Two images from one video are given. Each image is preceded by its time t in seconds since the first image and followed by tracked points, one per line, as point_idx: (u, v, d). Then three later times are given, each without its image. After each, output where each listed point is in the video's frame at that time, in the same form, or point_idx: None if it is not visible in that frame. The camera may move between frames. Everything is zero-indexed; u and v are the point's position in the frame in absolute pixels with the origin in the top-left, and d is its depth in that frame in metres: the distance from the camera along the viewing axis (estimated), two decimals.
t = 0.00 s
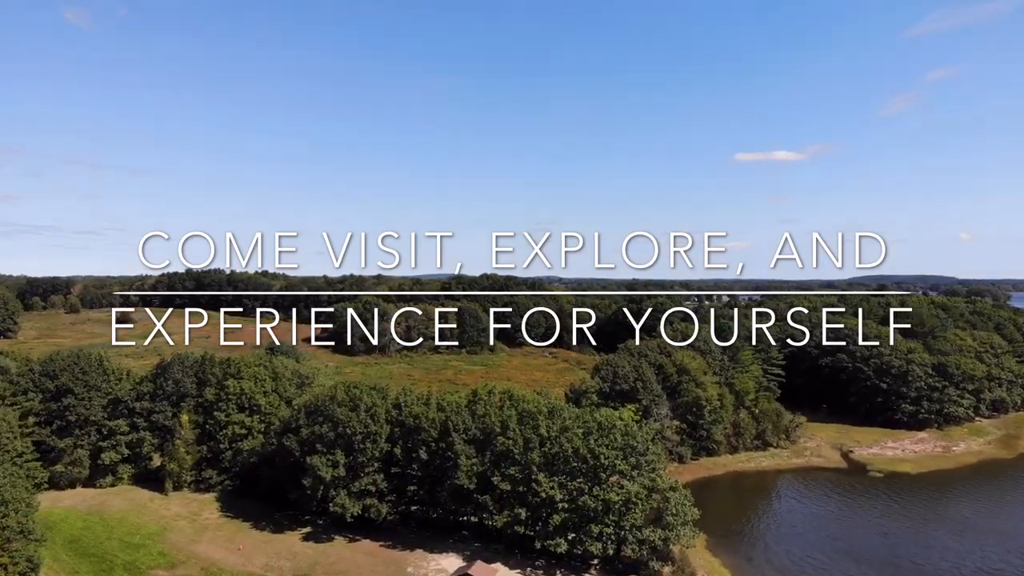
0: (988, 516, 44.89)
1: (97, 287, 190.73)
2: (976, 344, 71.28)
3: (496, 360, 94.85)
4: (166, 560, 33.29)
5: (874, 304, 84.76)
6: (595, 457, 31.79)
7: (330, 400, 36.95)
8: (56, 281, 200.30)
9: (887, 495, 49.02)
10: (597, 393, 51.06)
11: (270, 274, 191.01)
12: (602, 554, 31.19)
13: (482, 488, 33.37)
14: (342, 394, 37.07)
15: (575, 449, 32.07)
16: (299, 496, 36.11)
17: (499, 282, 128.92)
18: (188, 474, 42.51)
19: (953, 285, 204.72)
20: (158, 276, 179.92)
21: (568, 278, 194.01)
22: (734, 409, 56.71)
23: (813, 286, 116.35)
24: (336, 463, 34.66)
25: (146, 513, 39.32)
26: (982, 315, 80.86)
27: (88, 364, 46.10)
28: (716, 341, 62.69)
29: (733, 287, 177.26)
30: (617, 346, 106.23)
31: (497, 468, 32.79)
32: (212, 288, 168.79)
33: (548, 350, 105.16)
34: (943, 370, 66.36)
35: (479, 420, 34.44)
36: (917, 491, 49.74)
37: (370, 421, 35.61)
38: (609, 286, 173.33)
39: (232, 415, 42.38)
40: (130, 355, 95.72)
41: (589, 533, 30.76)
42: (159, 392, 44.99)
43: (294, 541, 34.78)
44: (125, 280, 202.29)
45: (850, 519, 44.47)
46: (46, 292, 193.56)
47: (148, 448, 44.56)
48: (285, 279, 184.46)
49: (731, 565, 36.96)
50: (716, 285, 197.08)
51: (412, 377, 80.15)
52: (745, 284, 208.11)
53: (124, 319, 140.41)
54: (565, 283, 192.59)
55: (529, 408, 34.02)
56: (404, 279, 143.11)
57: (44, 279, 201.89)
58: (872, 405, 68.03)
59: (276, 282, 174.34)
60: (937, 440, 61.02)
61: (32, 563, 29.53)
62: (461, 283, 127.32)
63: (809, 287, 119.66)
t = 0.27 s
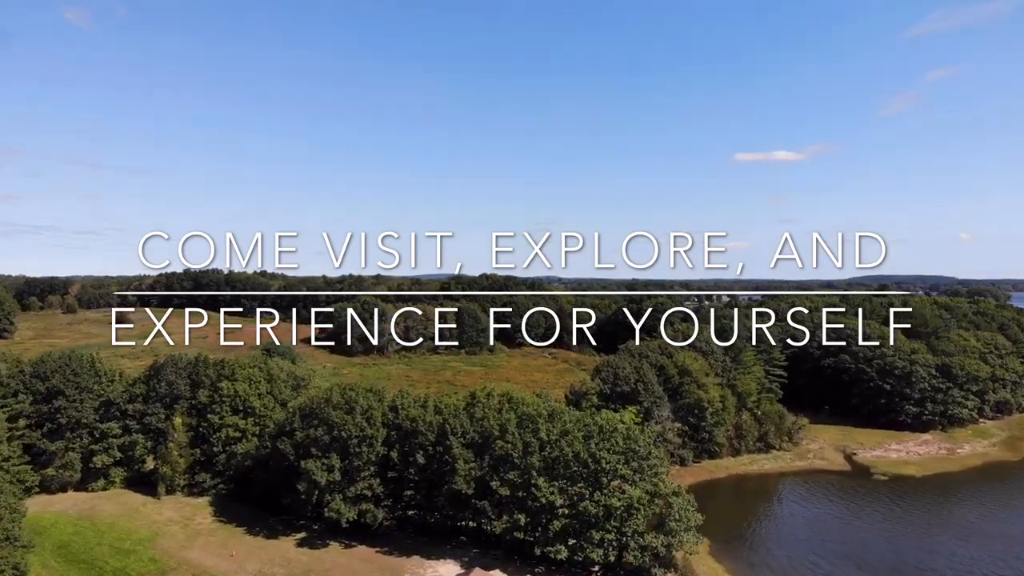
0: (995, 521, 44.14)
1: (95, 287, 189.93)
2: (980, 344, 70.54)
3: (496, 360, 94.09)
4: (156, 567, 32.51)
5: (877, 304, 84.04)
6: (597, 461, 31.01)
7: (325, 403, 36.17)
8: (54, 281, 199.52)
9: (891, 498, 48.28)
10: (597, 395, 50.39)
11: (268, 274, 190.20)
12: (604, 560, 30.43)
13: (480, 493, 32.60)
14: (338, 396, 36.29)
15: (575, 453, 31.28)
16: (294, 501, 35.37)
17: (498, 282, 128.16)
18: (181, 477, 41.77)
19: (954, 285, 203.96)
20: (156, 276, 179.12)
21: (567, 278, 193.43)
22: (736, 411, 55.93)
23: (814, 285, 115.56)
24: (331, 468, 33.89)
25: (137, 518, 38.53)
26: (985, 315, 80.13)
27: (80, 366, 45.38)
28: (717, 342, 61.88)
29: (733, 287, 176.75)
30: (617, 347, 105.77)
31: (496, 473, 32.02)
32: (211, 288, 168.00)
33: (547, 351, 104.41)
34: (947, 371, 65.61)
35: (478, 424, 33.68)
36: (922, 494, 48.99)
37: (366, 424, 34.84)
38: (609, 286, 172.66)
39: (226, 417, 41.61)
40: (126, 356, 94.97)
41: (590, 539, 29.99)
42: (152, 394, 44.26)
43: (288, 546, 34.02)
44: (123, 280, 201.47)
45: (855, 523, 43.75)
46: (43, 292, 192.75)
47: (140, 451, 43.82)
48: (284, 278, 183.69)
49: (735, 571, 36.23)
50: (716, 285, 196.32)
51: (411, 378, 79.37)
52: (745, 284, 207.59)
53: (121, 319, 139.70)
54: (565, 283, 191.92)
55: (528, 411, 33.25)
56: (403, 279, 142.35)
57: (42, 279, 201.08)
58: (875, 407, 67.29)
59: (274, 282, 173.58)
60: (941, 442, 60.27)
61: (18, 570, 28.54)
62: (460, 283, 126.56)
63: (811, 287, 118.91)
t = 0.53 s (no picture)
0: (1003, 526, 43.39)
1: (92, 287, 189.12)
2: (985, 346, 69.82)
3: (495, 361, 93.36)
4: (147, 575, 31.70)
5: (879, 305, 83.36)
6: (598, 466, 30.19)
7: (321, 406, 35.41)
8: (51, 280, 198.74)
9: (897, 502, 47.52)
10: (598, 397, 49.70)
11: (266, 274, 189.45)
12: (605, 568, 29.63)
13: (479, 499, 31.82)
14: (333, 399, 35.51)
15: (576, 457, 30.48)
16: (288, 506, 34.58)
17: (498, 282, 127.41)
18: (174, 481, 41.03)
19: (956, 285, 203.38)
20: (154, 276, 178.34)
21: (567, 279, 192.88)
22: (739, 414, 55.18)
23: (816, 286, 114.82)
24: (326, 472, 33.12)
25: (129, 523, 37.78)
26: (989, 316, 79.46)
27: (72, 368, 44.61)
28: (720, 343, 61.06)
29: (732, 287, 176.26)
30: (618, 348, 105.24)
31: (495, 478, 31.25)
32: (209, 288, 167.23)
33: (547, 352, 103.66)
34: (952, 373, 64.88)
35: (476, 427, 32.90)
36: (928, 498, 48.23)
37: (362, 428, 34.08)
38: (609, 286, 172.06)
39: (220, 420, 40.84)
40: (123, 357, 94.21)
41: (591, 546, 29.19)
42: (145, 396, 43.52)
43: (283, 553, 33.26)
44: (121, 280, 200.75)
45: (860, 528, 43.03)
46: (41, 292, 191.93)
47: (133, 455, 43.06)
48: (282, 279, 182.97)
49: None
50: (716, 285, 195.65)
51: (409, 380, 78.62)
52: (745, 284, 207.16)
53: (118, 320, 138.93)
54: (565, 283, 191.33)
55: (528, 415, 32.46)
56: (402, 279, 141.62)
57: (39, 279, 200.24)
58: (879, 408, 66.55)
59: (273, 282, 172.81)
60: (946, 445, 59.55)
61: None
62: (459, 283, 125.81)
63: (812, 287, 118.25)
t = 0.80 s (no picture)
0: (1011, 530, 42.61)
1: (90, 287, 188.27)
2: (989, 347, 69.08)
3: (494, 362, 92.58)
4: None
5: (882, 306, 82.64)
6: (599, 472, 29.35)
7: (316, 409, 34.62)
8: (49, 280, 197.93)
9: (903, 506, 46.74)
10: (599, 400, 49.04)
11: (265, 274, 188.72)
12: None
13: (477, 504, 31.03)
14: (328, 402, 34.71)
15: (577, 462, 29.66)
16: (283, 512, 33.83)
17: (498, 282, 126.63)
18: (167, 486, 40.27)
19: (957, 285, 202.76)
20: (152, 276, 177.58)
21: (567, 279, 192.33)
22: (741, 416, 54.42)
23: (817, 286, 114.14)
24: (321, 477, 32.33)
25: (120, 529, 36.98)
26: (993, 316, 78.76)
27: (63, 370, 43.82)
28: (722, 343, 60.25)
29: (732, 287, 175.94)
30: (619, 350, 104.59)
31: (493, 483, 30.46)
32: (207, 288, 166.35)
33: (547, 352, 102.93)
34: (956, 374, 64.11)
35: (474, 431, 32.12)
36: (934, 502, 47.46)
37: (358, 431, 33.32)
38: (609, 286, 171.40)
39: (213, 423, 40.06)
40: (119, 358, 93.40)
41: (592, 554, 28.37)
42: (137, 399, 42.74)
43: (276, 560, 32.50)
44: (119, 280, 199.99)
45: (865, 532, 42.31)
46: (38, 292, 191.17)
47: (125, 458, 42.29)
48: (281, 279, 182.23)
49: None
50: (717, 286, 194.95)
51: (408, 381, 77.88)
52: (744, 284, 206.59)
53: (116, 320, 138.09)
54: (564, 283, 190.66)
55: (527, 418, 31.66)
56: (401, 279, 140.90)
57: (36, 279, 199.43)
58: (882, 410, 65.75)
59: (272, 282, 172.00)
60: (951, 447, 58.78)
61: None
62: (458, 284, 125.03)
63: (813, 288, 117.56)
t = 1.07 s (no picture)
0: (1019, 535, 41.84)
1: (87, 287, 187.43)
2: (993, 348, 68.37)
3: (493, 362, 91.82)
4: None
5: (884, 306, 81.97)
6: (601, 477, 28.56)
7: (310, 412, 33.85)
8: (47, 280, 197.19)
9: (908, 510, 46.00)
10: (599, 401, 48.47)
11: (263, 274, 188.03)
12: None
13: (475, 510, 30.26)
14: (323, 405, 33.95)
15: (578, 467, 28.87)
16: (277, 517, 33.05)
17: (497, 282, 125.84)
18: (159, 490, 39.49)
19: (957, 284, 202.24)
20: (150, 276, 176.85)
21: (566, 279, 191.76)
22: (743, 418, 53.73)
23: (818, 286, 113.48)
24: (315, 482, 31.58)
25: (110, 534, 36.16)
26: (996, 317, 78.05)
27: (54, 371, 43.07)
28: (723, 344, 59.56)
29: (732, 287, 175.44)
30: (619, 351, 103.78)
31: (492, 489, 29.69)
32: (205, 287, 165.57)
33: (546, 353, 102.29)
34: (960, 375, 63.38)
35: (472, 435, 31.36)
36: (940, 506, 46.70)
37: (353, 435, 32.57)
38: (609, 286, 170.82)
39: (207, 426, 39.33)
40: (115, 359, 92.61)
41: (593, 562, 27.59)
42: (129, 401, 41.99)
43: (270, 566, 31.75)
44: (117, 280, 199.22)
45: (870, 537, 41.60)
46: (36, 292, 190.43)
47: (117, 462, 41.53)
48: (279, 279, 181.48)
49: None
50: (717, 286, 194.25)
51: (406, 382, 77.23)
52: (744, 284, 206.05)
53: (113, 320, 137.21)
54: (564, 283, 190.14)
55: (527, 422, 30.89)
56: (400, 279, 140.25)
57: (34, 279, 198.64)
58: (885, 412, 65.02)
59: (270, 283, 171.18)
60: (955, 450, 58.04)
61: None
62: (458, 284, 124.26)
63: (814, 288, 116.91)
